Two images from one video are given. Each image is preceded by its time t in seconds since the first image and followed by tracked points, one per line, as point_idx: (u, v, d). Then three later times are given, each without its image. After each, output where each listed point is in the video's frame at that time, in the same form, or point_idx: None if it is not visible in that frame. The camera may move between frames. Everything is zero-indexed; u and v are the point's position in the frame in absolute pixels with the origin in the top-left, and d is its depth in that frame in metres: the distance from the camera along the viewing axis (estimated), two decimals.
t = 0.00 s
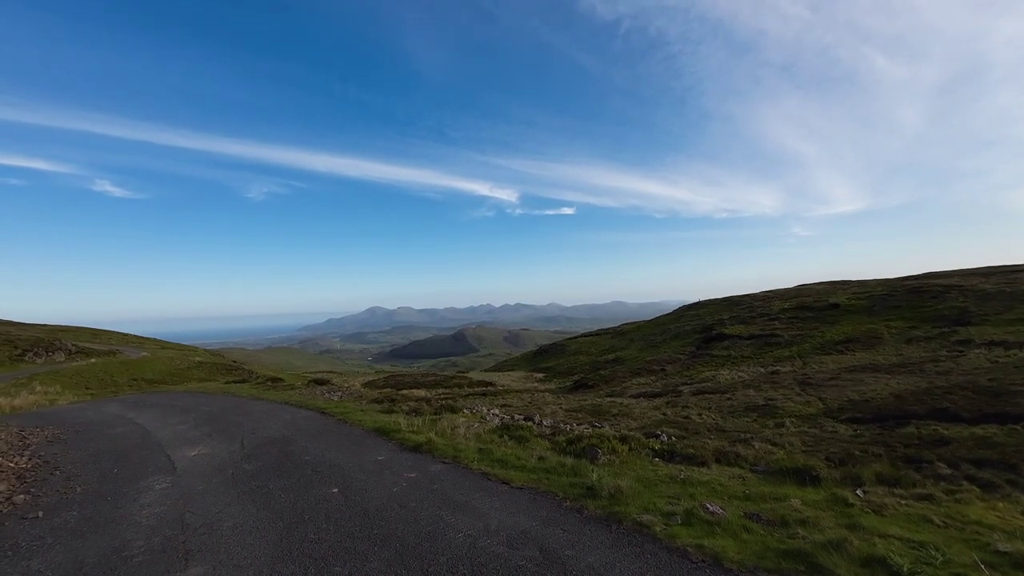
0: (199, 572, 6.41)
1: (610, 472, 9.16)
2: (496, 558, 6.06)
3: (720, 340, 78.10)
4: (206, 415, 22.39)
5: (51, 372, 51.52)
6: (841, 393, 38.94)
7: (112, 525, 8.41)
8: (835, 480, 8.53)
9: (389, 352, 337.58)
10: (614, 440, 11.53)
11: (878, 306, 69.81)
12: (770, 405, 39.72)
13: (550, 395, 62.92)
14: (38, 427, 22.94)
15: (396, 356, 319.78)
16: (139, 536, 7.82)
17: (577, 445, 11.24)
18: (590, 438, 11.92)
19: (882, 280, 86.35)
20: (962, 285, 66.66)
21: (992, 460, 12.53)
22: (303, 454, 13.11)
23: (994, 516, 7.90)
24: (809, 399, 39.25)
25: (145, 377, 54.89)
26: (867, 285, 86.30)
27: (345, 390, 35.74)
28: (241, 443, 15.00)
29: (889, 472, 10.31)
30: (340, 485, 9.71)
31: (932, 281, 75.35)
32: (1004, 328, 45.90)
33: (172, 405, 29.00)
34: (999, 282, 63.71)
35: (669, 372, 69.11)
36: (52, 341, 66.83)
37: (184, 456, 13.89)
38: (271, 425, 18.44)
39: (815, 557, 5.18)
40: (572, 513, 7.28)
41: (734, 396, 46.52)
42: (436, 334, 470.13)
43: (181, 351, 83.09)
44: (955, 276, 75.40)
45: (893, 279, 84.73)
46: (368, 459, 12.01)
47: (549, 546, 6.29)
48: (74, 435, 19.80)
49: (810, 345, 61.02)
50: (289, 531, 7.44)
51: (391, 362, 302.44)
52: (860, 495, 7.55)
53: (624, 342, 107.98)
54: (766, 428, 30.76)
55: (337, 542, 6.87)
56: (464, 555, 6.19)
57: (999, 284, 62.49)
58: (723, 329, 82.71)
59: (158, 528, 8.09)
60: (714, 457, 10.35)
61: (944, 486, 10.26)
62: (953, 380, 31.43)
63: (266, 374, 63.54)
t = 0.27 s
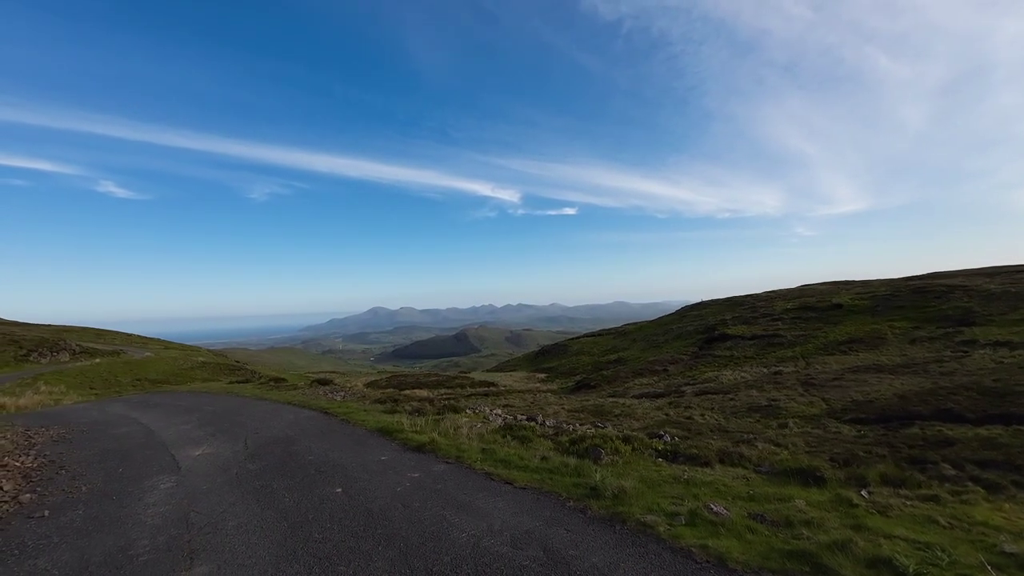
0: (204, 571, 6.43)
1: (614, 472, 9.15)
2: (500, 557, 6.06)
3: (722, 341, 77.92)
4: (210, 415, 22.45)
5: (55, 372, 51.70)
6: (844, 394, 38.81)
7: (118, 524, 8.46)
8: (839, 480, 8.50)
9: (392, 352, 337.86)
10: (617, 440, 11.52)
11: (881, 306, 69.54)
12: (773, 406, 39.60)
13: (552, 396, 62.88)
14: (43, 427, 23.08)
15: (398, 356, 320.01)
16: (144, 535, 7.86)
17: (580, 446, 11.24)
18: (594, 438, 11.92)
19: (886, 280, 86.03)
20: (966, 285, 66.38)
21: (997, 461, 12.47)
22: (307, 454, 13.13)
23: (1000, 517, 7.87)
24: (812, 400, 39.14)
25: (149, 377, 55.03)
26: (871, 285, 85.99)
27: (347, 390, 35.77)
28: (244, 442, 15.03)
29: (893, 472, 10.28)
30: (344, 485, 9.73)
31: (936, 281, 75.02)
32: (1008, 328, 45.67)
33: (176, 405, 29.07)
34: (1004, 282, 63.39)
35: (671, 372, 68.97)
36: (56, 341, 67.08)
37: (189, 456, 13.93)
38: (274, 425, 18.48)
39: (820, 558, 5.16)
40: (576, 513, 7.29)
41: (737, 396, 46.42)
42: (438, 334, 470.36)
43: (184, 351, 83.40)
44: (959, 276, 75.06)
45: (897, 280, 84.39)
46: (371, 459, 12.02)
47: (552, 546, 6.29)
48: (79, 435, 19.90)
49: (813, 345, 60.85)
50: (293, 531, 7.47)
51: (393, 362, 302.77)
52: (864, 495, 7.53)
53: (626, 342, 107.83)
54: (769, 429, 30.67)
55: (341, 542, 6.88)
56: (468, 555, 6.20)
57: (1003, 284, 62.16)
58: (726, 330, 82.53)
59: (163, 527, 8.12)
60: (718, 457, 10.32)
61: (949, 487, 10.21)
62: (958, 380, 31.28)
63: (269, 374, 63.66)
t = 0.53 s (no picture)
0: (210, 570, 6.43)
1: (619, 472, 9.12)
2: (505, 557, 6.05)
3: (727, 341, 77.60)
4: (215, 415, 22.54)
5: (62, 372, 52.00)
6: (850, 395, 38.58)
7: (126, 523, 8.50)
8: (847, 481, 8.45)
9: (395, 353, 338.27)
10: (622, 440, 11.49)
11: (887, 307, 69.13)
12: (778, 407, 39.39)
13: (556, 396, 62.81)
14: (51, 426, 23.24)
15: (402, 356, 320.57)
16: (152, 533, 7.90)
17: (585, 446, 11.20)
18: (599, 438, 11.89)
19: (892, 280, 85.47)
20: (973, 285, 65.90)
21: (1006, 462, 12.38)
22: (312, 453, 13.16)
23: (1011, 518, 7.81)
24: (818, 400, 38.95)
25: (155, 377, 55.28)
26: (877, 285, 85.45)
27: (351, 390, 35.78)
28: (250, 442, 15.09)
29: (902, 473, 10.21)
30: (350, 484, 9.74)
31: (942, 281, 74.50)
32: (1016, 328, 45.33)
33: (182, 405, 29.19)
34: (1011, 282, 62.89)
35: (675, 372, 68.74)
36: (63, 341, 67.46)
37: (195, 455, 14.00)
38: (279, 424, 18.51)
39: (829, 558, 5.13)
40: (582, 513, 7.27)
41: (741, 397, 46.25)
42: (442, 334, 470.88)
43: (189, 351, 83.78)
44: (966, 276, 74.53)
45: (902, 279, 83.86)
46: (376, 458, 12.03)
47: (559, 546, 6.27)
48: (85, 434, 20.01)
49: (818, 346, 60.56)
50: (300, 530, 7.49)
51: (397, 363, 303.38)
52: (873, 496, 7.47)
53: (630, 342, 107.56)
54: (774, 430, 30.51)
55: (347, 540, 6.90)
56: (474, 554, 6.19)
57: (1011, 284, 61.67)
58: (730, 330, 82.23)
59: (171, 525, 8.17)
60: (724, 457, 10.27)
61: (957, 488, 10.14)
62: (965, 380, 31.06)
63: (273, 374, 63.85)
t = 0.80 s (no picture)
0: (216, 570, 6.41)
1: (627, 473, 9.02)
2: (513, 558, 5.99)
3: (733, 341, 77.15)
4: (222, 414, 22.61)
5: (71, 372, 52.37)
6: (858, 395, 38.25)
7: (132, 522, 8.49)
8: (861, 482, 8.31)
9: (400, 353, 338.86)
10: (629, 440, 11.39)
11: (895, 306, 68.57)
12: (785, 407, 39.08)
13: (561, 396, 62.67)
14: (59, 425, 23.35)
15: (407, 356, 321.27)
16: (158, 532, 7.88)
17: (592, 446, 11.09)
18: (606, 438, 11.79)
19: (900, 280, 84.80)
20: (983, 285, 65.17)
21: (1019, 464, 12.20)
22: (318, 453, 13.15)
23: None
24: (825, 401, 38.63)
25: (162, 377, 55.58)
26: (884, 285, 84.80)
27: (357, 390, 35.79)
28: (256, 441, 15.11)
29: (915, 475, 10.06)
30: (356, 483, 9.70)
31: (951, 281, 73.84)
32: None
33: (188, 404, 29.30)
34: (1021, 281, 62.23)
35: (681, 373, 68.41)
36: (72, 341, 67.93)
37: (202, 454, 14.02)
38: (285, 424, 18.51)
39: (844, 562, 5.03)
40: (590, 514, 7.19)
41: (748, 397, 45.97)
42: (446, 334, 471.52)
43: (196, 351, 84.22)
44: (975, 275, 73.83)
45: (910, 279, 83.18)
46: (382, 458, 11.99)
47: (567, 547, 6.20)
48: (93, 433, 20.09)
49: (825, 346, 60.13)
50: (306, 529, 7.45)
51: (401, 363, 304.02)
52: (887, 498, 7.33)
53: (635, 343, 107.13)
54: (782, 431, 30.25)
55: (354, 541, 6.85)
56: (481, 556, 6.13)
57: (1021, 283, 61.02)
58: (736, 330, 81.81)
59: (177, 524, 8.15)
60: (733, 458, 10.14)
61: (972, 489, 9.98)
62: (975, 381, 30.72)
63: (279, 374, 64.04)
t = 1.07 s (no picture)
0: (219, 573, 6.28)
1: (638, 475, 8.81)
2: (522, 564, 5.81)
3: (741, 341, 76.53)
4: (228, 414, 22.61)
5: (82, 371, 52.81)
6: (869, 396, 37.76)
7: (136, 523, 8.40)
8: (881, 486, 8.05)
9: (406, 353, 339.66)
10: (639, 442, 11.16)
11: (906, 306, 67.71)
12: (794, 408, 38.63)
13: (568, 396, 62.44)
14: (68, 424, 23.47)
15: (413, 356, 322.03)
16: (161, 534, 7.77)
17: (601, 447, 10.89)
18: (615, 439, 11.61)
19: (911, 279, 83.78)
20: (995, 284, 64.22)
21: None
22: (323, 453, 13.03)
23: None
24: (835, 402, 38.16)
25: (172, 377, 55.90)
26: (895, 284, 83.83)
27: (363, 390, 35.74)
28: (262, 441, 15.03)
29: (936, 478, 9.77)
30: (361, 485, 9.57)
31: (963, 280, 72.84)
32: None
33: (196, 404, 29.38)
34: None
35: (688, 373, 67.93)
36: (83, 341, 68.49)
37: (207, 454, 13.96)
38: (291, 424, 18.43)
39: (869, 571, 4.81)
40: (600, 518, 7.01)
41: (756, 398, 45.53)
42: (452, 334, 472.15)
43: (205, 351, 84.72)
44: (988, 274, 72.78)
45: (922, 278, 82.14)
46: (388, 459, 11.85)
47: (577, 553, 6.01)
48: (101, 432, 20.13)
49: (835, 346, 59.48)
50: (310, 532, 7.32)
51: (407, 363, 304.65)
52: (909, 502, 7.10)
53: (641, 343, 106.56)
54: (791, 432, 29.87)
55: (358, 544, 6.70)
56: (489, 561, 5.95)
57: None
58: (744, 330, 81.18)
59: (181, 526, 8.04)
60: (747, 460, 9.89)
61: (995, 494, 9.66)
62: (990, 382, 30.18)
63: (287, 374, 64.19)
